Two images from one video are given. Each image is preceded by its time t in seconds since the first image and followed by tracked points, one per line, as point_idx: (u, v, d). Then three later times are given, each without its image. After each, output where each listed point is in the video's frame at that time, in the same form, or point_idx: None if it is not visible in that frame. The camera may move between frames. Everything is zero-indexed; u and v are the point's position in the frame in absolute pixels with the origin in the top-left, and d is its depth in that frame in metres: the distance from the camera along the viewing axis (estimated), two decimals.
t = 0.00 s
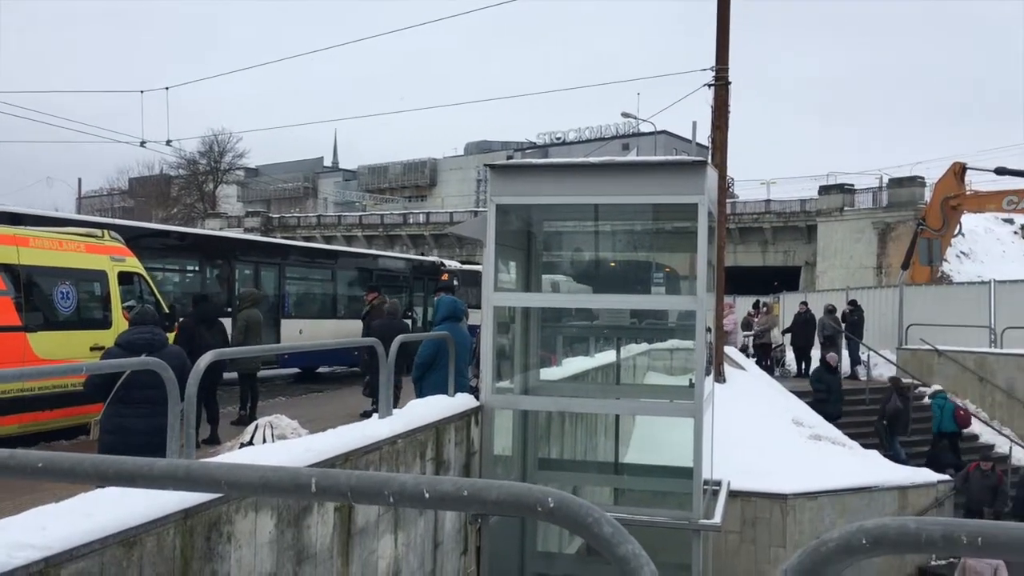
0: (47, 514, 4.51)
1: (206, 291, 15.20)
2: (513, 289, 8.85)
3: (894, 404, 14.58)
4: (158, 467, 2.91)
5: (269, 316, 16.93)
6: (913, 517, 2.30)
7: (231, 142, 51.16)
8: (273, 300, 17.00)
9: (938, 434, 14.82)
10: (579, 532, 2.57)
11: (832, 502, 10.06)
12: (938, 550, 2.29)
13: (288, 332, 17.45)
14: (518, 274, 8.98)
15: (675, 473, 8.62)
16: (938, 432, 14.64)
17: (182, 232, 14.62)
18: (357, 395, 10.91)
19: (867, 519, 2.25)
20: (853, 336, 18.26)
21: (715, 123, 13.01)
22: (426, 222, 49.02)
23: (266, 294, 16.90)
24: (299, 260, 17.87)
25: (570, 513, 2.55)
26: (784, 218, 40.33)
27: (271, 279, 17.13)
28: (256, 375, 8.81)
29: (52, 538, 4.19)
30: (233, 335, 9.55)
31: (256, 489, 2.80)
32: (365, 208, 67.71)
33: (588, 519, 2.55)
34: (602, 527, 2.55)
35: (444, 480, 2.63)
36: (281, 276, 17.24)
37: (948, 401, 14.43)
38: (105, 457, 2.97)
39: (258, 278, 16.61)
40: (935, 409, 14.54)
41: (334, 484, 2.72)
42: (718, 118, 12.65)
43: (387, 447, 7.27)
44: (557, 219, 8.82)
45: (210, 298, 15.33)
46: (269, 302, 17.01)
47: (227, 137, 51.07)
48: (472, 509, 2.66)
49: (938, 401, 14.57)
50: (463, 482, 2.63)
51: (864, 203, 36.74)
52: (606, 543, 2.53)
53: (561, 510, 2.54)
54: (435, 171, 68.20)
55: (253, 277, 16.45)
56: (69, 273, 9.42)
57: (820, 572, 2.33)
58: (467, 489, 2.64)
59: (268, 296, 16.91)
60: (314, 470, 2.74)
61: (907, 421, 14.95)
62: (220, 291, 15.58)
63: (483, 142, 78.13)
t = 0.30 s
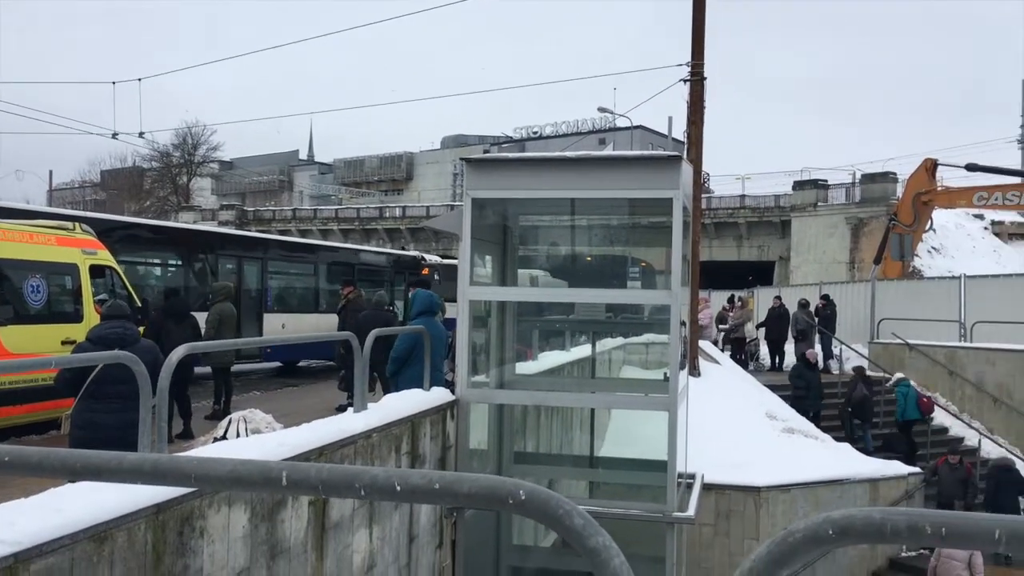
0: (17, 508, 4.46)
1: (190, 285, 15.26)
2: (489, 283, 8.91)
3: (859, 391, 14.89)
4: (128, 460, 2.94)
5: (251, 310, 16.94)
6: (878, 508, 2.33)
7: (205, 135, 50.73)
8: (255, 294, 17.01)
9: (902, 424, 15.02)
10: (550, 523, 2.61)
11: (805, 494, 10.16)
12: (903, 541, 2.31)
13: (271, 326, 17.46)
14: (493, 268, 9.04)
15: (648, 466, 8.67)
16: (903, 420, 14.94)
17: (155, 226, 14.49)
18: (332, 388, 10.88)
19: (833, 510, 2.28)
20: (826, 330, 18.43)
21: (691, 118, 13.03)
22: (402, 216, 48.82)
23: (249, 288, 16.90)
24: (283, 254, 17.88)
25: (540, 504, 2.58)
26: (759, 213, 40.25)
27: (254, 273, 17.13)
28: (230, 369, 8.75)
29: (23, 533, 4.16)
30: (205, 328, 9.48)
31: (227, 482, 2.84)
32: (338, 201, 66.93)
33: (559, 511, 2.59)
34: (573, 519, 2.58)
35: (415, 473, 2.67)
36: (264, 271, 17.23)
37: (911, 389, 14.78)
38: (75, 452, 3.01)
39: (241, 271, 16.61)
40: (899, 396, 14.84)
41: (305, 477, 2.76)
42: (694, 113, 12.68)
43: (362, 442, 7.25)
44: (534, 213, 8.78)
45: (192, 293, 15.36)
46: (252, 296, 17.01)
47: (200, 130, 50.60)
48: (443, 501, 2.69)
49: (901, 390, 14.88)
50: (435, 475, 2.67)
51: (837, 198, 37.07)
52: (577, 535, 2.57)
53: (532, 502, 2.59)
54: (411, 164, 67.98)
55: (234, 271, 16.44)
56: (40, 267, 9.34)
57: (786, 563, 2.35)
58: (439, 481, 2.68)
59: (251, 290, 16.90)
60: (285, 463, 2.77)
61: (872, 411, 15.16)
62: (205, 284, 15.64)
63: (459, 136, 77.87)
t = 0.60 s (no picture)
0: None
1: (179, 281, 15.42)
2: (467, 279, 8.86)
3: (826, 382, 15.19)
4: (98, 459, 2.92)
5: (239, 307, 17.05)
6: (849, 502, 2.36)
7: (181, 130, 50.31)
8: (242, 291, 17.08)
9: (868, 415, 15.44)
10: (524, 519, 2.63)
11: (781, 490, 10.23)
12: (873, 535, 2.36)
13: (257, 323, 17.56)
14: (471, 265, 8.96)
15: (625, 462, 8.69)
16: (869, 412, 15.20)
17: (130, 222, 14.35)
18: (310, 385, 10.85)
19: (805, 504, 2.31)
20: (802, 327, 18.53)
21: (668, 114, 13.05)
22: (380, 212, 48.59)
23: (236, 285, 16.99)
24: (269, 252, 17.99)
25: (515, 499, 2.61)
26: (736, 210, 40.46)
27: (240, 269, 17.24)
28: (205, 367, 8.68)
29: None
30: (180, 325, 9.41)
31: (198, 479, 2.83)
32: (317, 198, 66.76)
33: (533, 506, 2.61)
34: (547, 515, 2.62)
35: (390, 470, 2.70)
36: (250, 268, 17.33)
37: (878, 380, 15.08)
38: (44, 450, 2.98)
39: (227, 268, 16.70)
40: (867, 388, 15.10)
41: (278, 474, 2.76)
42: (671, 111, 12.71)
43: (339, 439, 7.22)
44: (512, 210, 8.82)
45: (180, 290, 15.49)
46: (240, 293, 17.11)
47: (176, 126, 50.16)
48: (417, 498, 2.71)
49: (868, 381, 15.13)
50: (409, 472, 2.70)
51: (813, 195, 37.31)
52: (551, 530, 2.60)
53: (505, 498, 2.61)
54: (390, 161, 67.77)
55: (220, 268, 16.51)
56: (11, 263, 9.21)
57: (759, 557, 2.38)
58: (413, 478, 2.71)
59: (238, 287, 16.98)
60: (258, 461, 2.78)
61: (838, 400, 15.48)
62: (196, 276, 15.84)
63: (438, 132, 77.69)
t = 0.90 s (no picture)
0: None
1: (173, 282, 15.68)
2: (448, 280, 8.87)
3: (800, 375, 15.35)
4: (75, 461, 2.92)
5: (232, 307, 17.31)
6: (827, 501, 2.40)
7: (160, 131, 50.01)
8: (235, 293, 17.35)
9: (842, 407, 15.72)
10: (504, 518, 2.65)
11: (762, 488, 10.30)
12: (851, 533, 2.39)
13: (249, 323, 17.81)
14: (453, 266, 8.99)
15: (607, 462, 8.72)
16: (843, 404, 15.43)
17: (109, 223, 14.25)
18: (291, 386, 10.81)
19: (783, 504, 2.35)
20: (782, 326, 18.61)
21: (649, 115, 13.09)
22: (361, 213, 48.43)
23: (229, 286, 17.24)
24: (259, 253, 18.21)
25: (495, 500, 2.62)
26: (717, 210, 40.62)
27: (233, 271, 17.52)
28: (185, 369, 8.62)
29: None
30: (159, 326, 9.34)
31: (176, 481, 2.84)
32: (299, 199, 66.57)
33: (513, 506, 2.64)
34: (528, 515, 2.63)
35: (370, 471, 2.71)
36: (243, 269, 17.63)
37: (853, 373, 15.29)
38: (19, 453, 2.96)
39: (220, 270, 16.96)
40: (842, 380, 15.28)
41: (257, 476, 2.78)
42: (653, 111, 12.74)
43: (320, 440, 7.19)
44: (494, 211, 8.80)
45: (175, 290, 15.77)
46: (232, 294, 17.37)
47: (156, 126, 49.85)
48: (397, 499, 2.73)
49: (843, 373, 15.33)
50: (389, 473, 2.72)
51: (793, 196, 37.55)
52: (532, 530, 2.62)
53: (485, 498, 2.62)
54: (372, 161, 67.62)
55: (214, 270, 16.73)
56: None
57: (738, 556, 2.42)
58: (393, 480, 2.72)
59: (230, 289, 17.26)
60: (237, 463, 2.79)
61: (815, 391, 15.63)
62: (190, 277, 16.12)
63: (420, 133, 77.58)
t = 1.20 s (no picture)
0: None
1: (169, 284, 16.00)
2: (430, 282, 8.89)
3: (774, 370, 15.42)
4: (48, 466, 2.90)
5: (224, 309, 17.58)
6: (803, 501, 2.46)
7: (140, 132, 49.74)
8: (228, 295, 17.62)
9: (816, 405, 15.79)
10: (482, 521, 2.67)
11: (743, 489, 10.34)
12: (827, 533, 2.45)
13: (242, 325, 18.05)
14: (434, 268, 9.00)
15: (589, 464, 8.72)
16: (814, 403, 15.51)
17: (87, 226, 14.16)
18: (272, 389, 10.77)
19: (759, 505, 2.39)
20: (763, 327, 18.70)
21: (630, 117, 13.12)
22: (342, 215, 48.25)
23: (222, 288, 17.51)
24: (254, 257, 18.55)
25: (472, 503, 2.64)
26: (698, 212, 40.73)
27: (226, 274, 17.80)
28: (164, 372, 8.58)
29: None
30: (139, 329, 9.28)
31: (151, 486, 2.85)
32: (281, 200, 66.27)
33: (491, 510, 2.66)
34: (505, 517, 2.65)
35: (347, 474, 2.72)
36: (236, 272, 17.93)
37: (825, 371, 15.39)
38: None
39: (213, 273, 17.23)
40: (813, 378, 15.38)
41: (233, 480, 2.79)
42: (634, 113, 12.78)
43: (301, 443, 7.16)
44: (475, 213, 8.79)
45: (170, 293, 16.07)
46: (225, 296, 17.63)
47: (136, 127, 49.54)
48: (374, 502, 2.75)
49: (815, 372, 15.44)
50: (366, 477, 2.73)
51: (774, 198, 37.73)
52: (509, 533, 2.64)
53: (463, 501, 2.65)
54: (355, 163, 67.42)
55: (208, 273, 17.00)
56: None
57: (715, 556, 2.48)
58: (370, 483, 2.74)
59: (224, 290, 17.54)
60: (214, 467, 2.81)
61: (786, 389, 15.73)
62: (184, 280, 16.38)
63: (404, 134, 77.46)
